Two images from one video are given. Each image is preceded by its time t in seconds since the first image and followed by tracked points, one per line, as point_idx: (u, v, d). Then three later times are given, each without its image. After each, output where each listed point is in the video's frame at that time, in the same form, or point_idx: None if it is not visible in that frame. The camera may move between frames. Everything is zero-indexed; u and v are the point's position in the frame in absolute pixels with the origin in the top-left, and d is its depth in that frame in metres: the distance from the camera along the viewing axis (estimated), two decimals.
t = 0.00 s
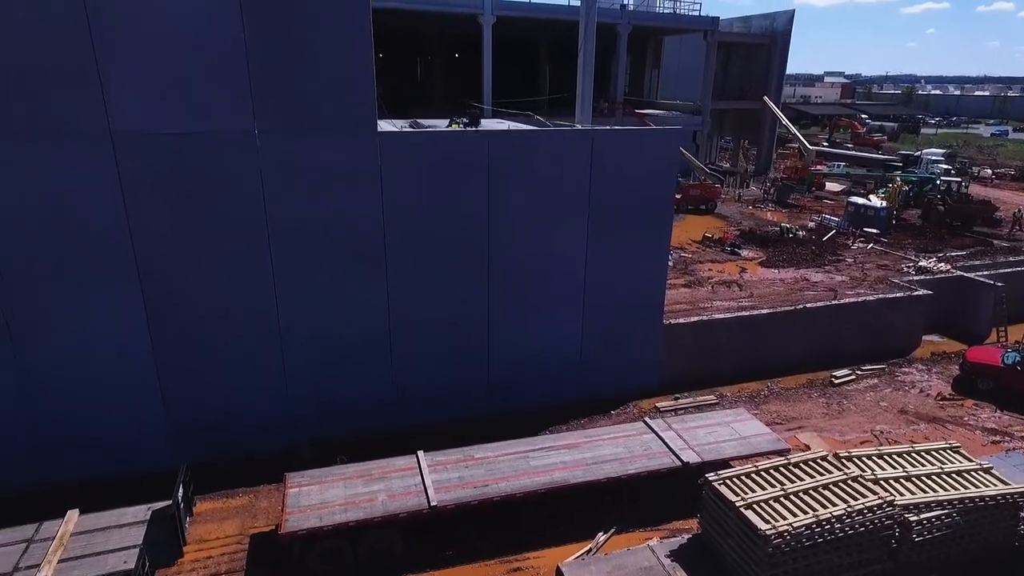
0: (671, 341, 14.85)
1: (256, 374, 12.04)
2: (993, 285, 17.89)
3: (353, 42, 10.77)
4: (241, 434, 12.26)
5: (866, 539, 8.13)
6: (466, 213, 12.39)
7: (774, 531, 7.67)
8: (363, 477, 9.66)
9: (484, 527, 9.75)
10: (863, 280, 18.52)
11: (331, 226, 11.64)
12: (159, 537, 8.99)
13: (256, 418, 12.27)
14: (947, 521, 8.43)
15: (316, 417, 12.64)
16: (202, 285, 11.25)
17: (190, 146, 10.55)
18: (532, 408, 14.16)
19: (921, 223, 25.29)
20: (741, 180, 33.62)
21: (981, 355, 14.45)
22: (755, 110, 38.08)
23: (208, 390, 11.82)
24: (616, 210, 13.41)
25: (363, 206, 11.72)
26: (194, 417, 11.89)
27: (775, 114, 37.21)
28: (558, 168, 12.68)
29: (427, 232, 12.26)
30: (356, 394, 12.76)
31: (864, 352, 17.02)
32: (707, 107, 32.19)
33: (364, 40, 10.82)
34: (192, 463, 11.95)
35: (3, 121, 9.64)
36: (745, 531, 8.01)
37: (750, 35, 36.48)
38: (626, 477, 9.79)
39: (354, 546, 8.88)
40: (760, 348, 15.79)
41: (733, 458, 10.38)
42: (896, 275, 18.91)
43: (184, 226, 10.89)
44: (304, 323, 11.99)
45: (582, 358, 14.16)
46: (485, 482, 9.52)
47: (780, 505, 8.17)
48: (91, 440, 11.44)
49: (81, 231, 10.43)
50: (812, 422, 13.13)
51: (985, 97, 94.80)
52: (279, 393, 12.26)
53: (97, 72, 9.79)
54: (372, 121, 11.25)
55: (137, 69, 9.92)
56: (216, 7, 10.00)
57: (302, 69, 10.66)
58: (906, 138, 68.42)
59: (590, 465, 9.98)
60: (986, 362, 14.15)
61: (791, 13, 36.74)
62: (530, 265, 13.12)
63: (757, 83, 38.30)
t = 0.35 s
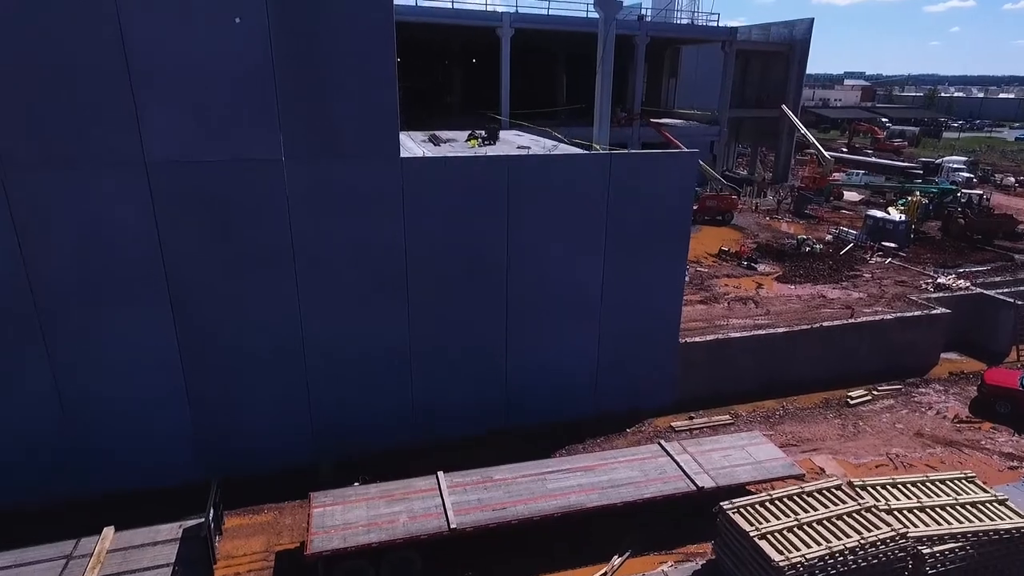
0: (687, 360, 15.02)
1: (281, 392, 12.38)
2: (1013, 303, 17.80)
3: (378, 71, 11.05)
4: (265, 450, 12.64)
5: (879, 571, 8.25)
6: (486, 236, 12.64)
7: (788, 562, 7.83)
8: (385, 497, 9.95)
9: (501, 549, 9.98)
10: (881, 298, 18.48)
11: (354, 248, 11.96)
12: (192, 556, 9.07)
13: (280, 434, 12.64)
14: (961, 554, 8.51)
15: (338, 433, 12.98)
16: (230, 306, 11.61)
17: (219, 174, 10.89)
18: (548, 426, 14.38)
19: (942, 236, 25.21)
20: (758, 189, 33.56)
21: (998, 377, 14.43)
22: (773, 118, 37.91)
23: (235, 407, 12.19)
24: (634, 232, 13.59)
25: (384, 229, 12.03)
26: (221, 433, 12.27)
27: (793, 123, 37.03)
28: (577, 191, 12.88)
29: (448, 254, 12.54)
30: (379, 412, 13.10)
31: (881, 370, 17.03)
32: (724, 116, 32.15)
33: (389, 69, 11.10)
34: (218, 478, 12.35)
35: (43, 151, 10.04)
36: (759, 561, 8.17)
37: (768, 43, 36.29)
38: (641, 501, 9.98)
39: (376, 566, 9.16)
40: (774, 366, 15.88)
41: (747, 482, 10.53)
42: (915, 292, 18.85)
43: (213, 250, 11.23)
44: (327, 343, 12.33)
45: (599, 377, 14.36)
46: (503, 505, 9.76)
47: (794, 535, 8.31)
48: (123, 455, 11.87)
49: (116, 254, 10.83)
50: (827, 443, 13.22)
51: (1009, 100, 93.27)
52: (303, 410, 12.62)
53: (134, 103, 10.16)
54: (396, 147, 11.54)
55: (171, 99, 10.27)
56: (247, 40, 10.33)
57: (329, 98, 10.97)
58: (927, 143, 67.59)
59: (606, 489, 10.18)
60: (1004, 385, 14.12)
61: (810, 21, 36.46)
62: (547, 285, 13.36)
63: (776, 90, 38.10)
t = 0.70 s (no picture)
0: (695, 379, 15.21)
1: (297, 411, 12.69)
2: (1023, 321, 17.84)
3: (393, 102, 11.33)
4: (281, 467, 12.96)
5: None
6: (498, 259, 12.89)
7: None
8: (398, 518, 10.23)
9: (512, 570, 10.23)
10: (890, 315, 18.56)
11: (369, 272, 12.25)
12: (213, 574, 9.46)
13: (296, 452, 12.95)
14: None
15: (352, 451, 13.28)
16: (249, 329, 11.93)
17: (239, 201, 11.21)
18: (558, 443, 14.61)
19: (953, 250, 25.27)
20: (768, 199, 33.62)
21: (1006, 399, 14.50)
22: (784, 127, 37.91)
23: (253, 426, 12.52)
24: (643, 254, 13.79)
25: (399, 253, 12.31)
26: (239, 450, 12.60)
27: (804, 132, 37.01)
28: (587, 214, 13.10)
29: (461, 277, 12.81)
30: (392, 430, 13.39)
31: (890, 389, 17.12)
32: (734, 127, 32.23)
33: (404, 99, 11.36)
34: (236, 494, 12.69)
35: (71, 180, 10.39)
36: None
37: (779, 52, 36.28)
38: (648, 526, 10.20)
39: None
40: (782, 385, 16.03)
41: (754, 507, 10.71)
42: (924, 310, 18.91)
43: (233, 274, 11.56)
44: (342, 363, 12.63)
45: (608, 395, 14.57)
46: (513, 528, 10.01)
47: (798, 564, 8.51)
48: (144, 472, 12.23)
49: (140, 279, 11.18)
50: (834, 465, 13.37)
51: None
52: (318, 429, 12.93)
53: (158, 134, 10.48)
54: (411, 174, 11.81)
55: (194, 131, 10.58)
56: (267, 73, 10.64)
57: (346, 127, 11.26)
58: (941, 149, 67.13)
59: (614, 513, 10.40)
60: (1011, 408, 14.20)
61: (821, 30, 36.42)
62: (558, 307, 13.59)
63: (787, 99, 38.09)
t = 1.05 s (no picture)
0: (697, 398, 15.38)
1: (306, 430, 12.95)
2: None
3: (401, 130, 11.58)
4: (290, 485, 13.22)
5: None
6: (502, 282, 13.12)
7: None
8: (405, 540, 10.48)
9: None
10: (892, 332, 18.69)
11: (377, 296, 12.51)
12: None
13: (304, 470, 13.21)
14: None
15: (359, 469, 13.53)
16: (259, 351, 12.19)
17: (250, 228, 11.47)
18: (561, 461, 14.81)
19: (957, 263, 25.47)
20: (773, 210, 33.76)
21: (1006, 420, 14.63)
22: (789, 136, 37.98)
23: (262, 445, 12.78)
24: (647, 275, 14.00)
25: (406, 277, 12.55)
26: (248, 469, 12.87)
27: (809, 142, 37.09)
28: (591, 238, 13.32)
29: (466, 299, 13.05)
30: (398, 448, 13.64)
31: (891, 406, 17.26)
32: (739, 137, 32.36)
33: (412, 128, 11.60)
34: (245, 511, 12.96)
35: (87, 210, 10.67)
36: None
37: (784, 62, 36.36)
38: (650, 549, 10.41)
39: None
40: (784, 404, 16.19)
41: (754, 531, 10.90)
42: (926, 326, 19.03)
43: (244, 299, 11.83)
44: (349, 384, 12.88)
45: (611, 414, 14.77)
46: (518, 552, 10.23)
47: None
48: (157, 490, 12.51)
49: (153, 304, 11.45)
50: (834, 485, 13.54)
51: None
52: (326, 448, 13.18)
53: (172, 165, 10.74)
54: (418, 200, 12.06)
55: (207, 161, 10.83)
56: (278, 104, 10.89)
57: (354, 155, 11.51)
58: (948, 155, 66.96)
59: (616, 536, 10.61)
60: (1011, 429, 14.33)
61: (827, 40, 36.47)
62: (562, 328, 13.81)
63: (792, 109, 38.16)
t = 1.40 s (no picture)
0: (702, 419, 15.49)
1: (316, 452, 13.21)
2: None
3: (412, 160, 11.79)
4: (300, 504, 13.48)
5: None
6: (510, 306, 13.31)
7: None
8: (414, 564, 10.69)
9: None
10: (900, 351, 18.69)
11: (387, 320, 12.74)
12: None
13: (314, 490, 13.47)
14: None
15: (368, 488, 13.77)
16: (271, 375, 12.45)
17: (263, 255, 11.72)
18: (567, 481, 14.97)
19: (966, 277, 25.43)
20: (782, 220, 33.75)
21: (1014, 444, 14.63)
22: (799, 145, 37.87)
23: (273, 466, 13.05)
24: (654, 299, 14.14)
25: (415, 302, 12.77)
26: (260, 488, 13.14)
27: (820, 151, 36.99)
28: (598, 263, 13.48)
29: (475, 323, 13.24)
30: (406, 468, 13.86)
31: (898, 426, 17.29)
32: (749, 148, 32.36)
33: (422, 159, 11.81)
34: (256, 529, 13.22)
35: (106, 239, 10.96)
36: None
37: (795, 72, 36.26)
38: None
39: None
40: (790, 424, 16.26)
41: (758, 558, 11.02)
42: (935, 345, 19.01)
43: (257, 324, 12.08)
44: (359, 406, 13.11)
45: (617, 435, 14.92)
46: None
47: None
48: (171, 509, 12.80)
49: (169, 330, 11.72)
50: (839, 509, 13.62)
51: None
52: (336, 468, 13.43)
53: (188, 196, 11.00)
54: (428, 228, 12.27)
55: (222, 193, 11.09)
56: (292, 137, 11.13)
57: (365, 185, 11.73)
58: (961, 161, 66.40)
59: (621, 562, 10.77)
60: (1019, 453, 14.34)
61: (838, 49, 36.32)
62: (569, 350, 13.97)
63: (803, 118, 38.05)
